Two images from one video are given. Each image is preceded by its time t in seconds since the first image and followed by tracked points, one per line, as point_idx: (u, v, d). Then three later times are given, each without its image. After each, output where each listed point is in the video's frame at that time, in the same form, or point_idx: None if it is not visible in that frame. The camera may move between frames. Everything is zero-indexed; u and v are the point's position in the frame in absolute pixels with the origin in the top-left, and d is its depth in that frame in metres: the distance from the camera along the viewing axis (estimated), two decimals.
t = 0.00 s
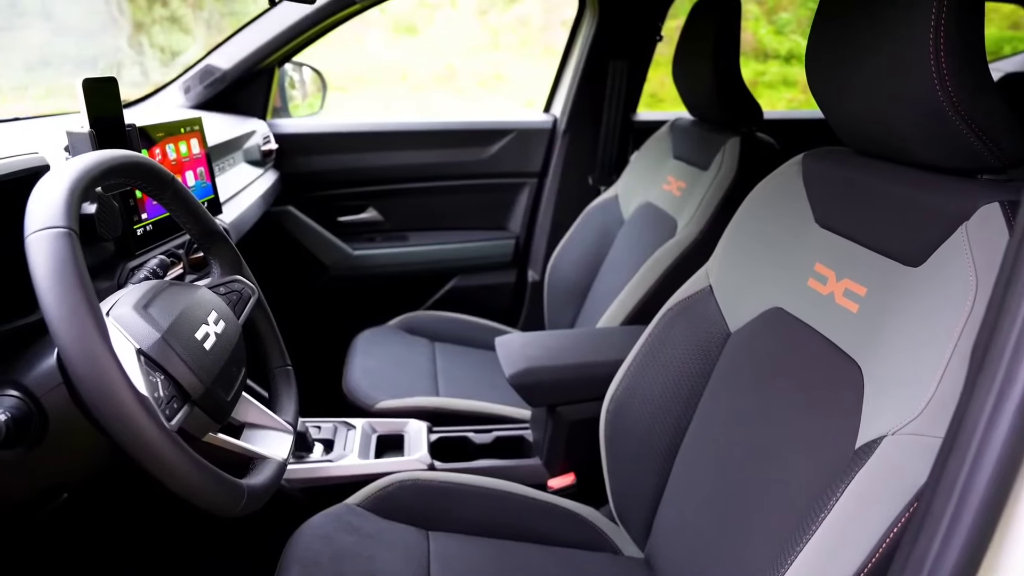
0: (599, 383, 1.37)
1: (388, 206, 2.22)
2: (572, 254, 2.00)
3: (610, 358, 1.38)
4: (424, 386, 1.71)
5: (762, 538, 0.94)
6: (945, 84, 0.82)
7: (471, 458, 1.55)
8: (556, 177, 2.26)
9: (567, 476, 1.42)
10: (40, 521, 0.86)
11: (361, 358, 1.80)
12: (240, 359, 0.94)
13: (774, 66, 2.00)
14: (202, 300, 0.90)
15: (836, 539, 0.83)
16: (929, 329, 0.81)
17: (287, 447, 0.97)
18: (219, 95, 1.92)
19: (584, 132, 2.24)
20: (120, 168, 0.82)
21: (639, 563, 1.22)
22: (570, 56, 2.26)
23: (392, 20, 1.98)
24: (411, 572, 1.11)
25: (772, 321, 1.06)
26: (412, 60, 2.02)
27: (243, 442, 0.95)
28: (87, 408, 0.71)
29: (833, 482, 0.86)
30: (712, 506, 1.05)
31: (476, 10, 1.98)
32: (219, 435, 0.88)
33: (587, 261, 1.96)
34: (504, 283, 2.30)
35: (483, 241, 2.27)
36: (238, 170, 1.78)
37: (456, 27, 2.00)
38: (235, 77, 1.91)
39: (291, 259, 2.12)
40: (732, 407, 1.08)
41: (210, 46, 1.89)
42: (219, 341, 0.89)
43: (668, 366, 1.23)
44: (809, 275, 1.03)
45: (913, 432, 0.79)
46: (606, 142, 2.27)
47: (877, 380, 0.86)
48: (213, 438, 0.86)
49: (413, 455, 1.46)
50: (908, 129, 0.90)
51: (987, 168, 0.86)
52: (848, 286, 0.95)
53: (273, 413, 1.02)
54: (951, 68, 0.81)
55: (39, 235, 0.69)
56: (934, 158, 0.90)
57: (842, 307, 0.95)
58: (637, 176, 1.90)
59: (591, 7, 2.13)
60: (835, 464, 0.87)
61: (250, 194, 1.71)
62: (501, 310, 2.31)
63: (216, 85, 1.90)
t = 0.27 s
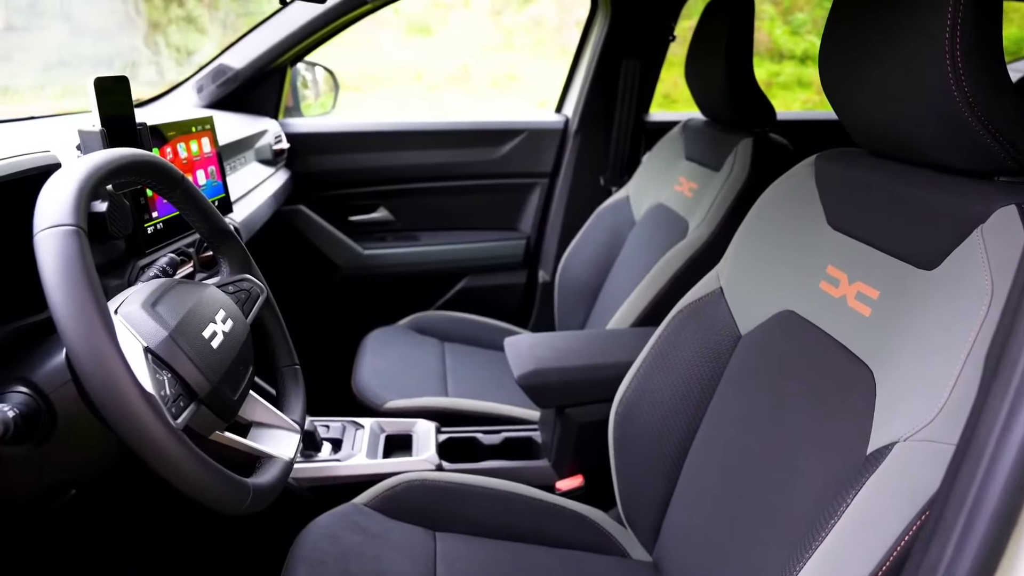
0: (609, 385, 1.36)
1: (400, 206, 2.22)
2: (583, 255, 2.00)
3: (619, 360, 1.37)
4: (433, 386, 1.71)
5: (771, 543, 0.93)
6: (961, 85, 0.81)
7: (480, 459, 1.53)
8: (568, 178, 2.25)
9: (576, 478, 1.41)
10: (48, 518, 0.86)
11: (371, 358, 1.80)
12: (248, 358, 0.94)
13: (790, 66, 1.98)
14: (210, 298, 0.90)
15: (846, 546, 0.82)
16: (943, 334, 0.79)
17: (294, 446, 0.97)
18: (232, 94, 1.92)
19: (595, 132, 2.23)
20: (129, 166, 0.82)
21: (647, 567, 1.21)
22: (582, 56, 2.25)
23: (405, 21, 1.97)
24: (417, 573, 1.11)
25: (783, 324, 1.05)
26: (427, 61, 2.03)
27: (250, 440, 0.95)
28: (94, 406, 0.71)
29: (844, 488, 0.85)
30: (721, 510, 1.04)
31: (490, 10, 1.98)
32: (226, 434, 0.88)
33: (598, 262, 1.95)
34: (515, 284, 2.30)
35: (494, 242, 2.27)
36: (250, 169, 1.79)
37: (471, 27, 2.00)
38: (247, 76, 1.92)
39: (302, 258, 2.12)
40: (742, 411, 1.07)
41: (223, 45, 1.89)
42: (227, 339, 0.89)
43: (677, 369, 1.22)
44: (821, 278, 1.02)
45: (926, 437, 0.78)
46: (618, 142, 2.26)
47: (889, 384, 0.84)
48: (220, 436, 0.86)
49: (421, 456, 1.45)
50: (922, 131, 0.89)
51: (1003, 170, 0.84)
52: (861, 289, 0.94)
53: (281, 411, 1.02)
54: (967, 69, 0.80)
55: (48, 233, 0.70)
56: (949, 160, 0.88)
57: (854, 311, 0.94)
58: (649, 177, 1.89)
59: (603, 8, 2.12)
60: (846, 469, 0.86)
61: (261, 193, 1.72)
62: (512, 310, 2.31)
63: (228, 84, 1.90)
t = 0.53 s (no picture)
0: (619, 386, 1.35)
1: (412, 206, 2.22)
2: (594, 256, 1.99)
3: (629, 361, 1.36)
4: (443, 386, 1.71)
5: (780, 548, 0.92)
6: (977, 86, 0.79)
7: (489, 460, 1.53)
8: (580, 178, 2.24)
9: (584, 480, 1.41)
10: (56, 514, 0.87)
11: (382, 357, 1.80)
12: (255, 357, 0.94)
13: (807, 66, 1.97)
14: (218, 297, 0.90)
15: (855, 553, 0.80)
16: (956, 339, 0.78)
17: (300, 446, 0.97)
18: (245, 94, 1.93)
19: (608, 133, 2.22)
20: (138, 165, 0.82)
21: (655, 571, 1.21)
22: (596, 56, 2.24)
23: (421, 21, 1.96)
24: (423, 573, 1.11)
25: (794, 327, 1.04)
26: (444, 60, 2.03)
27: (257, 439, 0.95)
28: (101, 403, 0.71)
29: (854, 494, 0.83)
30: (730, 514, 1.03)
31: (505, 10, 1.95)
32: (233, 433, 0.88)
33: (610, 263, 1.94)
34: (526, 284, 2.29)
35: (505, 242, 2.26)
36: (262, 168, 1.80)
37: (485, 27, 1.98)
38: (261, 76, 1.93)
39: (314, 258, 2.13)
40: (751, 414, 1.06)
41: (236, 45, 1.90)
42: (234, 338, 0.89)
43: (687, 371, 1.21)
44: (833, 281, 1.00)
45: (938, 443, 0.77)
46: (631, 143, 2.25)
47: (901, 389, 0.83)
48: (226, 434, 0.86)
49: (429, 456, 1.45)
50: (938, 132, 0.87)
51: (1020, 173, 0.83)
52: (873, 292, 0.93)
53: (288, 411, 1.03)
54: (983, 70, 0.79)
55: (56, 231, 0.70)
56: (965, 162, 0.87)
57: (867, 314, 0.93)
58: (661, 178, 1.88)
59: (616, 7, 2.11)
60: (857, 475, 0.85)
61: (273, 192, 1.72)
62: (523, 311, 2.30)
63: (242, 84, 1.91)
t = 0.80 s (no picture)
0: (627, 388, 1.34)
1: (423, 206, 2.23)
2: (606, 256, 1.98)
3: (638, 363, 1.35)
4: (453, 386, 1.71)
5: (787, 554, 0.91)
6: (991, 86, 0.78)
7: (496, 460, 1.53)
8: (592, 179, 2.24)
9: (593, 481, 1.40)
10: (62, 510, 0.88)
11: (391, 357, 1.81)
12: (261, 356, 0.94)
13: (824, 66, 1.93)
14: (225, 296, 0.91)
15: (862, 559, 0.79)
16: (967, 343, 0.77)
17: (305, 445, 0.97)
18: (258, 93, 1.94)
19: (619, 133, 2.21)
20: (146, 164, 0.83)
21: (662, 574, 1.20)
22: (608, 55, 2.23)
23: (437, 20, 1.96)
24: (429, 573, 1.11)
25: (805, 330, 1.03)
26: (457, 61, 2.04)
27: (262, 437, 0.96)
28: (105, 401, 0.71)
29: (862, 500, 0.82)
30: (737, 519, 1.02)
31: (522, 10, 1.96)
32: (238, 431, 0.88)
33: (621, 264, 1.93)
34: (538, 284, 2.29)
35: (517, 242, 2.26)
36: (274, 167, 1.80)
37: (500, 27, 1.98)
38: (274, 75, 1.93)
39: (326, 257, 2.14)
40: (760, 417, 1.05)
41: (249, 45, 1.91)
42: (240, 337, 0.89)
43: (695, 374, 1.20)
44: (844, 283, 0.99)
45: (946, 449, 0.75)
46: (643, 143, 2.24)
47: (911, 393, 0.82)
48: (231, 433, 0.86)
49: (437, 456, 1.45)
50: (950, 133, 0.86)
51: None
52: (884, 295, 0.91)
53: (294, 409, 1.03)
54: (997, 70, 0.77)
55: (62, 229, 0.70)
56: (978, 163, 0.86)
57: (877, 317, 0.91)
58: (673, 179, 1.87)
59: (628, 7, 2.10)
60: (865, 480, 0.83)
61: (284, 191, 1.73)
62: (534, 312, 2.30)
63: (255, 84, 1.92)
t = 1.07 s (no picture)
0: (638, 390, 1.33)
1: (437, 205, 2.23)
2: (620, 257, 1.97)
3: (649, 365, 1.34)
4: (465, 386, 1.71)
5: (795, 560, 0.90)
6: (1006, 86, 0.76)
7: (506, 462, 1.51)
8: (606, 179, 2.23)
9: (603, 483, 1.39)
10: (72, 505, 0.89)
11: (404, 357, 1.81)
12: (269, 354, 0.94)
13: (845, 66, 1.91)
14: (233, 295, 0.91)
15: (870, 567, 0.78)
16: (980, 349, 0.76)
17: (312, 443, 0.97)
18: (273, 93, 1.96)
19: (634, 133, 2.20)
20: (155, 163, 0.83)
21: None
22: (624, 54, 2.22)
23: (457, 21, 1.95)
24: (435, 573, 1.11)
25: (816, 333, 1.01)
26: (475, 61, 2.03)
27: (269, 435, 0.96)
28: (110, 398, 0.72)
29: (871, 506, 0.81)
30: (745, 524, 1.01)
31: (542, 10, 1.94)
32: (244, 429, 0.89)
33: (635, 265, 1.92)
34: (552, 285, 2.28)
35: (531, 242, 2.25)
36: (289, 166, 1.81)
37: (521, 27, 1.96)
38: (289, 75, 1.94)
39: (340, 256, 2.15)
40: (770, 421, 1.04)
41: (265, 46, 1.93)
42: (247, 336, 0.89)
43: (706, 376, 1.18)
44: (856, 286, 0.98)
45: (955, 457, 0.74)
46: (658, 143, 2.22)
47: (922, 399, 0.80)
48: (237, 431, 0.87)
49: (446, 456, 1.44)
50: (965, 134, 0.84)
51: None
52: (896, 299, 0.90)
53: (302, 408, 1.03)
54: (1012, 69, 0.76)
55: (69, 227, 0.71)
56: (994, 165, 0.84)
57: (889, 321, 0.90)
58: (687, 180, 1.85)
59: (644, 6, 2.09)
60: (875, 487, 0.82)
61: (298, 190, 1.74)
62: (548, 312, 2.29)
63: (270, 83, 1.94)
